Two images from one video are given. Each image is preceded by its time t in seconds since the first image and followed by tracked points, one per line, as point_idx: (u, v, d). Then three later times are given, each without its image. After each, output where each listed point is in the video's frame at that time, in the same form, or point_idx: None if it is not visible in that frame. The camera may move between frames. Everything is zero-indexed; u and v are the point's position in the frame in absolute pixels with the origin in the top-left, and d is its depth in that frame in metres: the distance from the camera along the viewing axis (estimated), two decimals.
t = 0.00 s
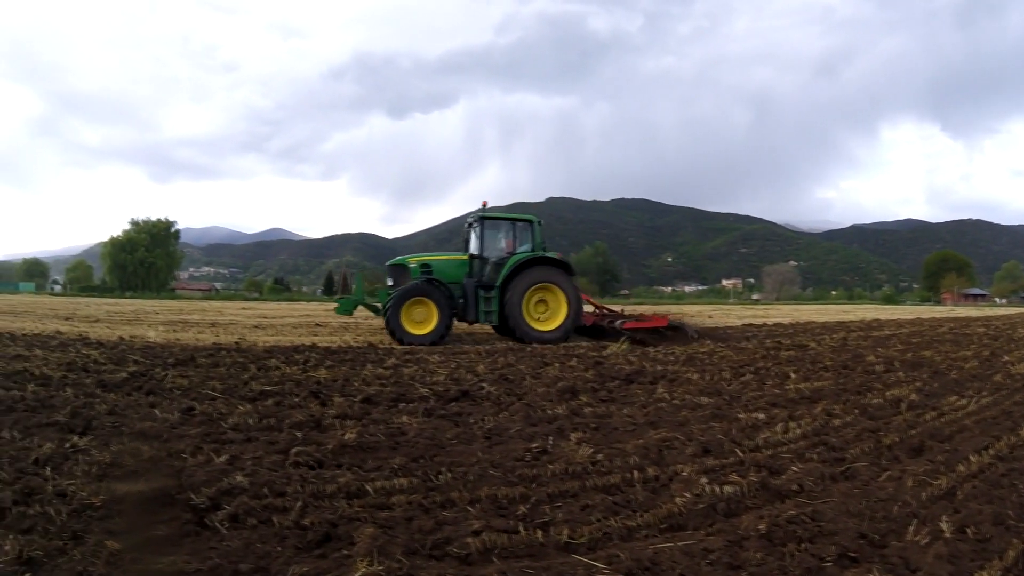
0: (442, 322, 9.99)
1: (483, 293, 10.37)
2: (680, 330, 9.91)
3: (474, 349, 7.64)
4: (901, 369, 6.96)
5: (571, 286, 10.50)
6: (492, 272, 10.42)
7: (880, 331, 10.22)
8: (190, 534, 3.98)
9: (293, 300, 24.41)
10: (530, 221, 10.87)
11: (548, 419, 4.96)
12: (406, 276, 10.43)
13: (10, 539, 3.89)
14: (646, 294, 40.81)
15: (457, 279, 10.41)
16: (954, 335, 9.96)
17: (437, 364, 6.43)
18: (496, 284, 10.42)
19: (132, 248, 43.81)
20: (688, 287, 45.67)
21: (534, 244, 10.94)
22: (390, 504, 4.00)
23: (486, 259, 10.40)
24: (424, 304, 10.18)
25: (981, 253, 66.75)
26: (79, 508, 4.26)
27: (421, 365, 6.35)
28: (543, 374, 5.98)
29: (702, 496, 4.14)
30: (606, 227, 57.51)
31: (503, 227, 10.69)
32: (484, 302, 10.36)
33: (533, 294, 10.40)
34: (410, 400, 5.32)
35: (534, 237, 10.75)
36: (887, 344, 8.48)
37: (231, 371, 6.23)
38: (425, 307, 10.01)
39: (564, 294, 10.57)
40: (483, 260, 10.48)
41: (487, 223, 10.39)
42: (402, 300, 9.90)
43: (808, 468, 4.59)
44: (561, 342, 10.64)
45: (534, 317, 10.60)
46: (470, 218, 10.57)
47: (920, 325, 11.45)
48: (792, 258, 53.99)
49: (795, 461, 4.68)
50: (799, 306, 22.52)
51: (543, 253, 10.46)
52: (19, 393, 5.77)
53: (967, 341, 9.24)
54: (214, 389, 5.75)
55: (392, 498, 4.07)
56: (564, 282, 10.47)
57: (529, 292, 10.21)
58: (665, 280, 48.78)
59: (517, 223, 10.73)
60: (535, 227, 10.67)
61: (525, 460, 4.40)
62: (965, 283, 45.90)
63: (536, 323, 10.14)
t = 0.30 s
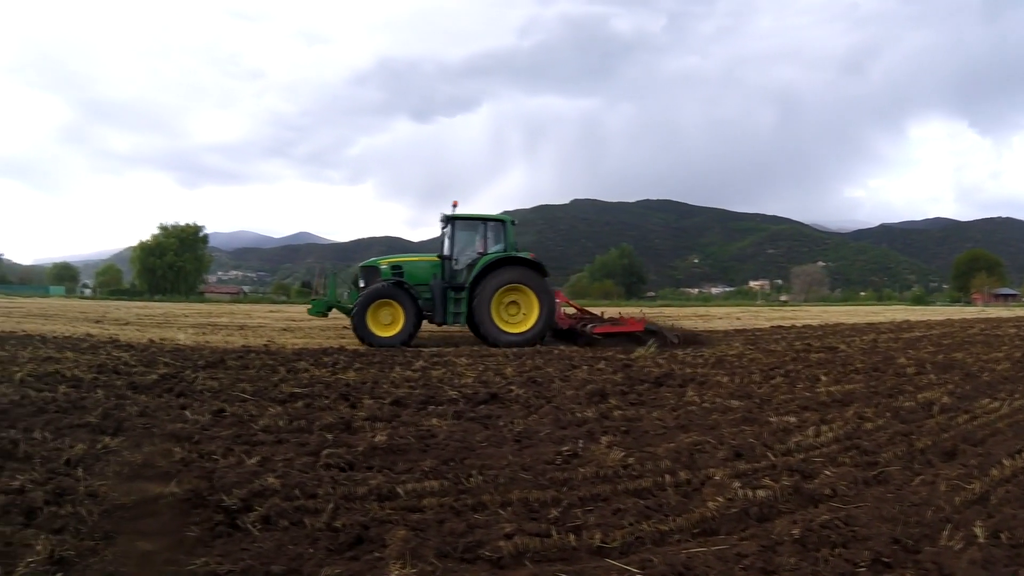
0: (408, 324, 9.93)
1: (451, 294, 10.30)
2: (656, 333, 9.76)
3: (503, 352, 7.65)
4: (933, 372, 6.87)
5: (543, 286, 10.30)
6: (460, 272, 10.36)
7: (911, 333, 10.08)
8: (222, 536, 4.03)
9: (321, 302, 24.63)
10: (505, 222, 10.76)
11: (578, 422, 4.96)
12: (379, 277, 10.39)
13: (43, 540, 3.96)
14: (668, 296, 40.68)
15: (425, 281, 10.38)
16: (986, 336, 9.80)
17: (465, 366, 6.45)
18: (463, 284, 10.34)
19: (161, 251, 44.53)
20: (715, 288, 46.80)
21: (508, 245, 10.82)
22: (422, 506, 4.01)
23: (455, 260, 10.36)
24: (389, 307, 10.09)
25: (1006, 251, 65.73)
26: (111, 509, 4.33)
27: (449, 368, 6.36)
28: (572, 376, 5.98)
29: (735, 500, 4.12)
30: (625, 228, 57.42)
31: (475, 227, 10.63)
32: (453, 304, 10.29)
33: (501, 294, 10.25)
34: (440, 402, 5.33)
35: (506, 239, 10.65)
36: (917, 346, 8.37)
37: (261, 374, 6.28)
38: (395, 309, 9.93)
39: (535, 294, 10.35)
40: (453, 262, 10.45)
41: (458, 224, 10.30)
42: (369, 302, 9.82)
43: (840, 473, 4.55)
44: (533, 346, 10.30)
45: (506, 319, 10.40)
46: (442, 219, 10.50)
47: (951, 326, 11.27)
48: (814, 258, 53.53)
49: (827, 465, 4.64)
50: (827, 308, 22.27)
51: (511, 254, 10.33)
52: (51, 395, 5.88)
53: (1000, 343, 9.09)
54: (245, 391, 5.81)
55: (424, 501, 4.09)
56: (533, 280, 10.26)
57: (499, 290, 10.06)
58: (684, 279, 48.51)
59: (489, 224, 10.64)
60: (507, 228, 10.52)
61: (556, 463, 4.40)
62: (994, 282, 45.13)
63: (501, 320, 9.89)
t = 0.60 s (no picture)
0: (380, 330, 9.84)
1: (426, 299, 10.19)
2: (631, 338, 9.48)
3: (538, 356, 7.64)
4: (976, 373, 6.74)
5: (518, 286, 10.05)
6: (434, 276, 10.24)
7: (951, 334, 9.86)
8: (263, 539, 4.08)
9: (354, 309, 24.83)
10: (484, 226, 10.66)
11: (617, 427, 4.94)
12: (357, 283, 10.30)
13: (86, 544, 4.05)
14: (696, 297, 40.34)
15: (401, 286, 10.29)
16: None
17: (501, 370, 6.45)
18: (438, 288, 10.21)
19: (197, 258, 45.18)
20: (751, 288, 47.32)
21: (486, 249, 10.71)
22: (463, 511, 4.02)
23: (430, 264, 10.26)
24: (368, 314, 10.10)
25: None
26: (152, 512, 4.41)
27: (485, 372, 6.37)
28: (609, 381, 5.96)
29: (778, 506, 4.08)
30: (651, 228, 57.13)
31: (452, 232, 10.51)
32: (428, 309, 10.15)
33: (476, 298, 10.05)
34: (477, 407, 5.34)
35: (484, 242, 10.53)
36: (958, 347, 8.21)
37: (298, 379, 6.34)
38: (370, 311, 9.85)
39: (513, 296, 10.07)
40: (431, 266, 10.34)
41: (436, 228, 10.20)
42: (342, 308, 9.85)
43: (883, 478, 4.48)
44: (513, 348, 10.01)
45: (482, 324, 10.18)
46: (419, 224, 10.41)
47: (991, 326, 11.03)
48: (842, 258, 52.77)
49: (869, 470, 4.58)
50: (864, 309, 21.87)
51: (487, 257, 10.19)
52: (92, 400, 6.00)
53: None
54: (284, 396, 5.87)
55: (465, 505, 4.09)
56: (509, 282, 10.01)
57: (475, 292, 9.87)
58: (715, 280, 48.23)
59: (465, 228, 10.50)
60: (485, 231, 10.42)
61: (596, 469, 4.39)
62: None
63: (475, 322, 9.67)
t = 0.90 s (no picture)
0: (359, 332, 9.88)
1: (401, 301, 10.14)
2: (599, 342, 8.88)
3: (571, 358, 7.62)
4: (1020, 374, 6.57)
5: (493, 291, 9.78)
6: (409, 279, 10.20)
7: (992, 334, 9.61)
8: (303, 541, 4.12)
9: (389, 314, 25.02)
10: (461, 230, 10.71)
11: (654, 429, 4.92)
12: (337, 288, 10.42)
13: (126, 545, 4.14)
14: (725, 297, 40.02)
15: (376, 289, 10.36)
16: None
17: (536, 373, 6.45)
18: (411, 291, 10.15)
19: (233, 263, 45.64)
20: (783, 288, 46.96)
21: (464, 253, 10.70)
22: (502, 514, 4.03)
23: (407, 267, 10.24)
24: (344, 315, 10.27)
25: None
26: (191, 513, 4.50)
27: (520, 375, 6.37)
28: (645, 384, 5.92)
29: (819, 510, 4.03)
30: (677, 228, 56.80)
31: (431, 235, 10.44)
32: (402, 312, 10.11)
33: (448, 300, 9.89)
34: (513, 409, 5.35)
35: (461, 246, 10.42)
36: (1000, 347, 8.02)
37: (334, 382, 6.39)
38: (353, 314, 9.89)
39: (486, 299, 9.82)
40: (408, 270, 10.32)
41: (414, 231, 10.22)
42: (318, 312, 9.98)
43: (924, 481, 4.38)
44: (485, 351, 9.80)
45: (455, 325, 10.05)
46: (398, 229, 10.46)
47: None
48: (873, 256, 51.98)
49: (910, 473, 4.49)
50: (901, 308, 21.44)
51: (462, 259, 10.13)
52: (132, 402, 6.13)
53: None
54: (321, 398, 5.93)
55: (503, 508, 4.10)
56: (480, 283, 9.76)
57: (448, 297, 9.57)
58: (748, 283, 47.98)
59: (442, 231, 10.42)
60: (463, 235, 10.43)
61: (634, 472, 4.37)
62: None
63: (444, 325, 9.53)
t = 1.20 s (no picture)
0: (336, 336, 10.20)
1: (380, 303, 10.34)
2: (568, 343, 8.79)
3: (606, 359, 7.61)
4: None
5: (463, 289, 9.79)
6: (386, 282, 10.37)
7: None
8: (342, 542, 4.16)
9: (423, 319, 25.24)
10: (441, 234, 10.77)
11: (691, 432, 4.90)
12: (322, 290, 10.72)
13: (166, 545, 4.24)
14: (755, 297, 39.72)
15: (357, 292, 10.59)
16: None
17: (570, 375, 6.45)
18: (386, 293, 10.34)
19: (267, 270, 45.88)
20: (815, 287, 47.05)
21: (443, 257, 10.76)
22: (540, 516, 4.04)
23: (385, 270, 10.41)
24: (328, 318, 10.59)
25: None
26: (230, 514, 4.57)
27: (555, 377, 6.38)
28: (681, 385, 5.90)
29: (859, 513, 3.98)
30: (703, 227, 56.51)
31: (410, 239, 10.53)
32: (382, 313, 10.28)
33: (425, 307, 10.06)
34: (549, 411, 5.36)
35: (439, 249, 10.48)
36: None
37: (370, 384, 6.45)
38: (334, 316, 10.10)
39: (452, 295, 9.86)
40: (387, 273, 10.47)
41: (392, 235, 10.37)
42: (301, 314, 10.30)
43: (966, 483, 4.28)
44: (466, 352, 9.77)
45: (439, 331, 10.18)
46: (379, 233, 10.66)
47: None
48: (905, 253, 51.19)
49: (951, 475, 4.39)
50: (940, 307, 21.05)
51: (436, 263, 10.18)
52: (170, 404, 6.25)
53: None
54: (357, 400, 5.99)
55: (542, 511, 4.10)
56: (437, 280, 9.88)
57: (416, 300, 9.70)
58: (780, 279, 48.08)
59: (420, 235, 10.49)
60: (439, 239, 10.49)
61: (672, 474, 4.35)
62: None
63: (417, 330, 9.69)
